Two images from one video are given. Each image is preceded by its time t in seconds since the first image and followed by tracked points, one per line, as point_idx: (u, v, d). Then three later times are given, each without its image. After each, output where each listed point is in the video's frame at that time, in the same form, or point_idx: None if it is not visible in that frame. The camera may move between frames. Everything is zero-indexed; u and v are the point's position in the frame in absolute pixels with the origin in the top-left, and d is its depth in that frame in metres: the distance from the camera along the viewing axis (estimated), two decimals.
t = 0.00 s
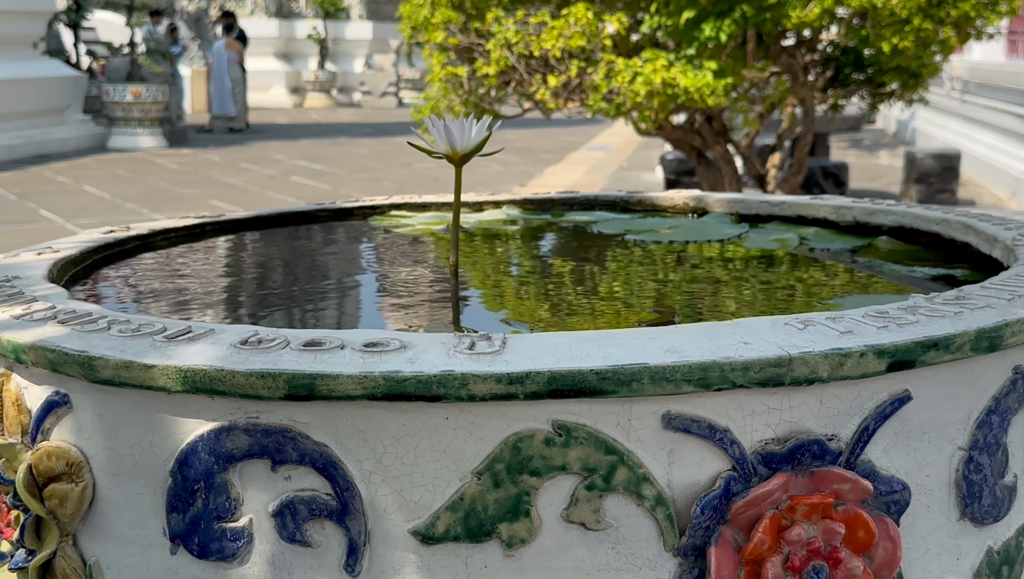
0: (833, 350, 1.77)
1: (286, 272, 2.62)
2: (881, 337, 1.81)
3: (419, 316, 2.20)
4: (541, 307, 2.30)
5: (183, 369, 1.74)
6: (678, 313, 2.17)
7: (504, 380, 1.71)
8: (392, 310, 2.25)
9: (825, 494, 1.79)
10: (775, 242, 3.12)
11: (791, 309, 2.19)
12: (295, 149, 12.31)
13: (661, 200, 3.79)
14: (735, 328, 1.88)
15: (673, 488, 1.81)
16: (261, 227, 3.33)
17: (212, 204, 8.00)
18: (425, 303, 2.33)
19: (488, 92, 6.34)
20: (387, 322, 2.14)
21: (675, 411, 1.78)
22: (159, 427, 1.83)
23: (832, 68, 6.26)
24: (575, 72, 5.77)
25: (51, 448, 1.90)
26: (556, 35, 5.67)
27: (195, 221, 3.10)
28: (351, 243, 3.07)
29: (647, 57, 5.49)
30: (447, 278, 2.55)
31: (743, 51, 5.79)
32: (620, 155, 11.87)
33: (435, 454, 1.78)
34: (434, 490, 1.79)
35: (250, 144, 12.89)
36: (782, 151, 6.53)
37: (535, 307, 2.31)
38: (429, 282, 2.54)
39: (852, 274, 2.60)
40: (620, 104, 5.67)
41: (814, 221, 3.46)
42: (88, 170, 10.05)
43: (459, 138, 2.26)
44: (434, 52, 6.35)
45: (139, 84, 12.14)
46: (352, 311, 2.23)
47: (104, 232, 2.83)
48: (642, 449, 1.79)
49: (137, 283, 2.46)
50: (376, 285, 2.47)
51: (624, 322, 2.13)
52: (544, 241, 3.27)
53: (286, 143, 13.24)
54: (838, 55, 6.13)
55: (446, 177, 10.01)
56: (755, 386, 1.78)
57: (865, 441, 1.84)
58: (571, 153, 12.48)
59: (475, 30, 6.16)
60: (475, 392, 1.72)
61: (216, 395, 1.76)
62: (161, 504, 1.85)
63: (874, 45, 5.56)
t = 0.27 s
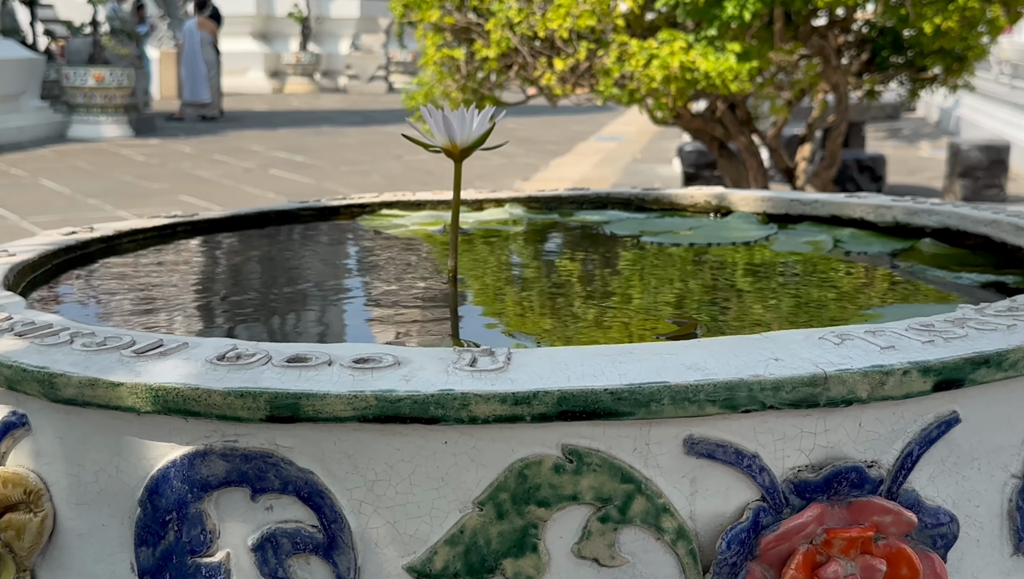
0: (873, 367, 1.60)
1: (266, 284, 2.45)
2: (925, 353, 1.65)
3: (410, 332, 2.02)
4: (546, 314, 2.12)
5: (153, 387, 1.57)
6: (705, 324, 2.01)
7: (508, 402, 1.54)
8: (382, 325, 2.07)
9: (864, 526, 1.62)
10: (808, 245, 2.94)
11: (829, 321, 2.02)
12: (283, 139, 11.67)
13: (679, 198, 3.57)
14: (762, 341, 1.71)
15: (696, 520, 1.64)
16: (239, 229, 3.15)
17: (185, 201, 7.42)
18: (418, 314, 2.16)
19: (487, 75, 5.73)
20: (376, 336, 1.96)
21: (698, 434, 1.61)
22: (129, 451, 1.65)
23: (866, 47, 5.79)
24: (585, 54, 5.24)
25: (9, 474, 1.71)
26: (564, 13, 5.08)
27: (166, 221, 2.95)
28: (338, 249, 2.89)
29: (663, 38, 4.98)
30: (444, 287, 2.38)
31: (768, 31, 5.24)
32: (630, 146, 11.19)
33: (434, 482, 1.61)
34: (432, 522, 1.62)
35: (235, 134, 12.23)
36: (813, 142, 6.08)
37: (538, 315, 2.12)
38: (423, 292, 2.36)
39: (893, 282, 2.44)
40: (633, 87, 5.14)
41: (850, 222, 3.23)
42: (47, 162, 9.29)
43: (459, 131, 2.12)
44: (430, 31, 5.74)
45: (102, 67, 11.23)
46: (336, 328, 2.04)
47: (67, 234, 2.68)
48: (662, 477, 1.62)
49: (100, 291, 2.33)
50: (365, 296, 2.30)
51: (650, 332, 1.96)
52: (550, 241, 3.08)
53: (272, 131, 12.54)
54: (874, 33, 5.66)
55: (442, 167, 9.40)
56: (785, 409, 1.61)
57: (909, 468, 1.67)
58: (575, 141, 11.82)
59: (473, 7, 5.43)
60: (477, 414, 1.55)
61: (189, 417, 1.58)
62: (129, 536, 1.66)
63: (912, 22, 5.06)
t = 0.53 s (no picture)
0: (920, 388, 1.46)
1: (245, 288, 2.25)
2: (975, 373, 1.50)
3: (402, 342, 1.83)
4: (554, 325, 1.93)
5: (124, 409, 1.42)
6: (732, 337, 1.84)
7: (517, 426, 1.40)
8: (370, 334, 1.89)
9: (911, 564, 1.47)
10: (846, 250, 2.65)
11: (867, 334, 1.86)
12: (270, 126, 11.01)
13: (703, 198, 3.21)
14: (795, 358, 1.56)
15: (724, 557, 1.49)
16: (216, 230, 2.86)
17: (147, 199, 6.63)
18: (411, 318, 1.98)
19: (484, 57, 4.74)
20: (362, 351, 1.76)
21: (726, 462, 1.46)
22: (98, 479, 1.49)
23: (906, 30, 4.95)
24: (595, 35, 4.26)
25: None
26: None
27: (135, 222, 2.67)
28: (324, 251, 2.68)
29: (684, 17, 4.05)
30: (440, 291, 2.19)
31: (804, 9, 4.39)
32: (644, 137, 10.47)
33: (435, 515, 1.46)
34: (433, 558, 1.47)
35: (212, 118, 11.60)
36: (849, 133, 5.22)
37: (545, 324, 1.93)
38: (418, 294, 2.18)
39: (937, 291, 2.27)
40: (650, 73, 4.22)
41: (892, 225, 2.89)
42: (0, 152, 8.49)
43: (460, 124, 1.91)
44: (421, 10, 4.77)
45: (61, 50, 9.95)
46: (318, 337, 1.86)
47: (24, 237, 2.41)
48: (687, 509, 1.47)
49: (66, 302, 2.11)
50: (352, 301, 2.11)
51: (675, 344, 1.79)
52: (557, 243, 2.79)
53: (251, 117, 11.84)
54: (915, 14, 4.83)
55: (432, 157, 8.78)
56: (822, 434, 1.46)
57: (958, 500, 1.53)
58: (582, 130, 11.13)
59: None
60: (483, 438, 1.41)
61: (165, 442, 1.43)
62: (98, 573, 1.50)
63: (960, 4, 4.25)
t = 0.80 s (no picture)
0: (975, 412, 1.31)
1: (214, 294, 2.11)
2: None
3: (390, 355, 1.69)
4: (563, 338, 1.77)
5: (90, 433, 1.28)
6: (762, 351, 1.68)
7: (526, 454, 1.26)
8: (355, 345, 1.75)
9: None
10: (889, 256, 2.33)
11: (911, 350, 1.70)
12: (247, 117, 10.55)
13: (729, 198, 3.03)
14: (833, 376, 1.41)
15: None
16: (190, 233, 2.71)
17: (114, 194, 6.35)
18: (406, 330, 1.82)
19: (485, 39, 4.53)
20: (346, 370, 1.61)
21: (758, 493, 1.31)
22: (59, 511, 1.35)
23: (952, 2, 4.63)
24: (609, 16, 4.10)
25: None
26: None
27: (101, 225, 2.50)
28: (304, 254, 2.50)
29: None
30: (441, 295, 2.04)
31: None
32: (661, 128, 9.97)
33: (433, 552, 1.31)
34: None
35: (185, 109, 11.12)
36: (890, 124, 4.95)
37: (552, 337, 1.77)
38: (414, 302, 2.03)
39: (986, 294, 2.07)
40: (668, 56, 4.00)
41: (940, 228, 2.67)
42: None
43: (459, 116, 1.75)
44: None
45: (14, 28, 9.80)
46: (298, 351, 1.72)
47: None
48: (714, 546, 1.32)
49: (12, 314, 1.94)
50: (332, 312, 1.96)
51: (699, 361, 1.63)
52: (564, 244, 2.53)
53: (227, 106, 11.37)
54: None
55: (425, 151, 8.36)
56: (865, 464, 1.31)
57: (1016, 537, 1.37)
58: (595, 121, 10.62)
59: None
60: (487, 468, 1.27)
61: (134, 470, 1.29)
62: None
63: None
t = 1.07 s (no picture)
0: (1020, 436, 1.20)
1: (190, 304, 1.98)
2: None
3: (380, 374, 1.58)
4: (572, 353, 1.66)
5: (57, 457, 1.18)
6: (786, 368, 1.57)
7: (531, 479, 1.16)
8: (341, 361, 1.64)
9: None
10: (925, 262, 2.17)
11: (945, 365, 1.59)
12: (223, 107, 10.10)
13: (752, 199, 2.73)
14: (863, 396, 1.30)
15: None
16: (162, 239, 2.50)
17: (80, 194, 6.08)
18: (402, 343, 1.73)
19: (483, 23, 4.08)
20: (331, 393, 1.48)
21: (784, 524, 1.20)
22: (24, 542, 1.25)
23: None
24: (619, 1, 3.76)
25: None
26: None
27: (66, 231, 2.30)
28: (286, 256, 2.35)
29: None
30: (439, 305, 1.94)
31: None
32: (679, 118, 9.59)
33: None
34: None
35: (159, 100, 10.64)
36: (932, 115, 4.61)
37: (560, 352, 1.67)
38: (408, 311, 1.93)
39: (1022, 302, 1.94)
40: (685, 44, 3.74)
41: (982, 234, 2.40)
42: None
43: (462, 110, 1.64)
44: None
45: None
46: (281, 372, 1.60)
47: None
48: None
49: None
50: (316, 321, 1.85)
51: (718, 379, 1.53)
52: (572, 249, 2.39)
53: (200, 96, 10.89)
54: None
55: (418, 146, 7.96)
56: (899, 493, 1.21)
57: None
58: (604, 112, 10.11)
59: None
60: (489, 495, 1.16)
61: (106, 497, 1.19)
62: None
63: None
